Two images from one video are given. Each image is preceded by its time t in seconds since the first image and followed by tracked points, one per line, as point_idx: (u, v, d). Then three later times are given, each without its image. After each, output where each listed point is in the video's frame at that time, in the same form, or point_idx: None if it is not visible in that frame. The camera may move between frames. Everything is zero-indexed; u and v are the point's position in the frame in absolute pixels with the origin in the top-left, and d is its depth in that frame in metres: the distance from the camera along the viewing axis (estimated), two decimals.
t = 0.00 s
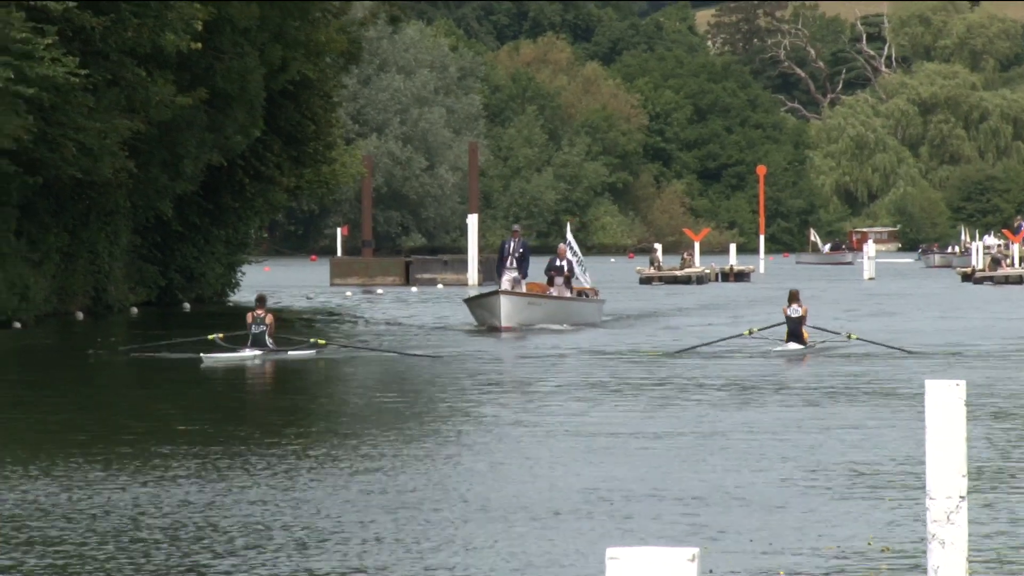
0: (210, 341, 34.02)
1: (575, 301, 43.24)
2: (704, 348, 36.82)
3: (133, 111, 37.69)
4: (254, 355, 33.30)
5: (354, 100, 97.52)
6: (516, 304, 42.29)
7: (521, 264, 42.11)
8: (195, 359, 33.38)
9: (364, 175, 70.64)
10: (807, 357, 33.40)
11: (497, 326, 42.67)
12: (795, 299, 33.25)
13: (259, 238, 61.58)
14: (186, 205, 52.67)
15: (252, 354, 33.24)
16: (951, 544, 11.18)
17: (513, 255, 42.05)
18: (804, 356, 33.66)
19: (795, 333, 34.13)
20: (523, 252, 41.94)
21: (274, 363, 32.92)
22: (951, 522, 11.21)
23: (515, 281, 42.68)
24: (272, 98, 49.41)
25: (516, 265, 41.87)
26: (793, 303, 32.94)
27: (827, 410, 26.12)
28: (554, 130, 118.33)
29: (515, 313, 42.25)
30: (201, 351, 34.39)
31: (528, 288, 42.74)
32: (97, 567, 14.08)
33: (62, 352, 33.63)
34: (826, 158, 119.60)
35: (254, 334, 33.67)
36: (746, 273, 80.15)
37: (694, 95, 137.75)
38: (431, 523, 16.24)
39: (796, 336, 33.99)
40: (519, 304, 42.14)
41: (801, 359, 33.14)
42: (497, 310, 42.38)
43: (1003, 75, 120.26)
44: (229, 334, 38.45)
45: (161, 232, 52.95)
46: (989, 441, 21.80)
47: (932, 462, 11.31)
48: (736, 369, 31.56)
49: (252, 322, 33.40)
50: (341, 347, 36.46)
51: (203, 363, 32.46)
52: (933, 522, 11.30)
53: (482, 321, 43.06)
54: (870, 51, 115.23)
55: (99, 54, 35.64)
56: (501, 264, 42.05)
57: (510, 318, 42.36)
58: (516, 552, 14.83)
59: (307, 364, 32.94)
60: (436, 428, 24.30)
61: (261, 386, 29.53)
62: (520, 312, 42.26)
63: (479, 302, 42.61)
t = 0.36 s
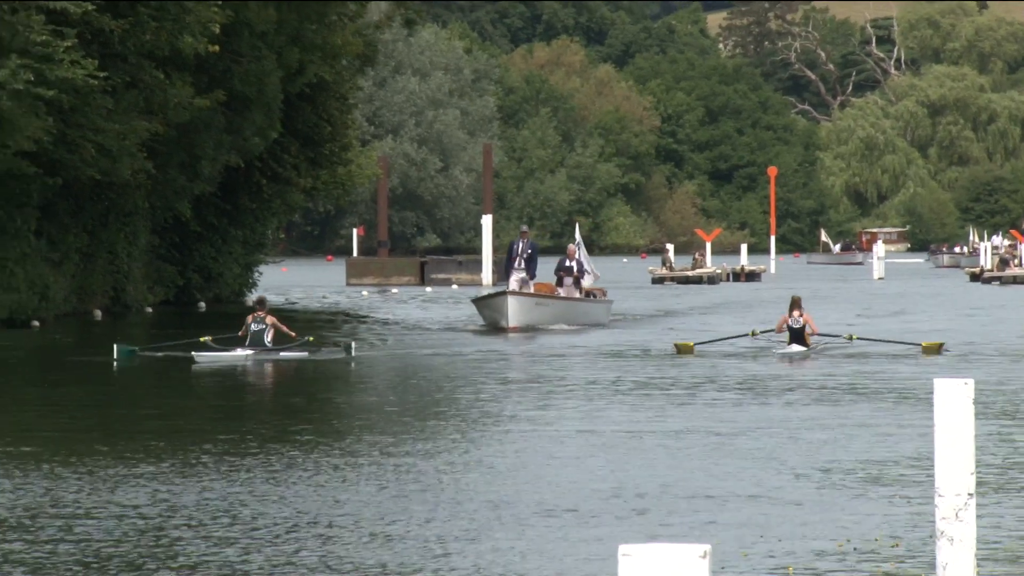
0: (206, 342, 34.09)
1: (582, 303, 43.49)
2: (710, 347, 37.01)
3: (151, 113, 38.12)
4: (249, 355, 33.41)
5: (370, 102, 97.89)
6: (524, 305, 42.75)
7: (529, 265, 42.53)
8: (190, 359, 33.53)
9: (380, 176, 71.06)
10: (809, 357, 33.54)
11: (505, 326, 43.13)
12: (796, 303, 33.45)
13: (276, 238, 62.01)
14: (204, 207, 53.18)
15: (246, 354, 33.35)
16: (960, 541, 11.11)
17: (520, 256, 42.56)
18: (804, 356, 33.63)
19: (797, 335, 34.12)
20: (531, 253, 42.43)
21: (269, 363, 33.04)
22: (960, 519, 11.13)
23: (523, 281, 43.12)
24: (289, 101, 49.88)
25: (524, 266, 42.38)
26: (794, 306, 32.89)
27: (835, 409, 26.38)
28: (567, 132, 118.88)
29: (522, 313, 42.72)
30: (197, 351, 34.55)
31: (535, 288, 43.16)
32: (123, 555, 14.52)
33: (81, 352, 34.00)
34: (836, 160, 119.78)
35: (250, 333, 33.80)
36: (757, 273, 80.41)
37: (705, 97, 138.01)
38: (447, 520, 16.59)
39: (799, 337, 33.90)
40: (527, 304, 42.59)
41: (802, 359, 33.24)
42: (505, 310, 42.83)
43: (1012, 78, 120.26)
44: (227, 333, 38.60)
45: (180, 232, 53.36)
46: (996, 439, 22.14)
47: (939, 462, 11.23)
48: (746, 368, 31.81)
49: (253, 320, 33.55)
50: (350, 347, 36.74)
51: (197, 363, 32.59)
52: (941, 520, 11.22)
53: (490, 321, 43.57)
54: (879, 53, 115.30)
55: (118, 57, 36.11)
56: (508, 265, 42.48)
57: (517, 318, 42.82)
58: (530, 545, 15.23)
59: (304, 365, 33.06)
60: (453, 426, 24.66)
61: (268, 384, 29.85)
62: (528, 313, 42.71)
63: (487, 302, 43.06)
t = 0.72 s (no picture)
0: (204, 342, 34.32)
1: (586, 304, 43.45)
2: (715, 346, 37.24)
3: (168, 115, 38.57)
4: (245, 356, 33.71)
5: (384, 103, 98.25)
6: (531, 305, 42.95)
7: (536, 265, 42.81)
8: (187, 360, 33.86)
9: (394, 177, 71.47)
10: (812, 356, 33.72)
11: (512, 327, 43.26)
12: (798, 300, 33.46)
13: (292, 237, 62.40)
14: (220, 208, 53.68)
15: (243, 355, 33.64)
16: (967, 537, 11.19)
17: (527, 256, 43.18)
18: (807, 357, 33.79)
19: (800, 334, 34.26)
20: (537, 254, 43.02)
21: (265, 363, 33.33)
22: (966, 516, 11.22)
23: (530, 282, 43.36)
24: (304, 103, 50.28)
25: (529, 266, 42.90)
26: (795, 306, 33.04)
27: (842, 408, 26.63)
28: (579, 134, 119.33)
29: (529, 314, 42.90)
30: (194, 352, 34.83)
31: (543, 288, 43.44)
32: (149, 544, 14.98)
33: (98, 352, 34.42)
34: (845, 161, 120.03)
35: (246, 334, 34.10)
36: (767, 273, 80.67)
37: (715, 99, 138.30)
38: (463, 515, 16.98)
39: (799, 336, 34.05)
40: (533, 305, 42.80)
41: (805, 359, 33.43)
42: (512, 310, 43.02)
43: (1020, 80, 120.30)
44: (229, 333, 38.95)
45: (196, 233, 53.82)
46: (1002, 437, 22.45)
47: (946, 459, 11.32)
48: (753, 368, 32.05)
49: (249, 321, 33.79)
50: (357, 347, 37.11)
51: (193, 364, 32.88)
52: (948, 516, 11.29)
53: (497, 321, 43.79)
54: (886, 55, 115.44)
55: (136, 60, 36.57)
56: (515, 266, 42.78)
57: (524, 319, 42.98)
58: (547, 536, 15.65)
59: (301, 365, 33.34)
60: (466, 424, 25.08)
61: (272, 383, 30.19)
62: (534, 313, 42.93)
63: (494, 303, 43.21)
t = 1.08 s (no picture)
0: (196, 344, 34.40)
1: (590, 304, 43.77)
2: (720, 347, 37.36)
3: (181, 117, 38.89)
4: (241, 356, 33.72)
5: (396, 106, 98.55)
6: (534, 306, 42.99)
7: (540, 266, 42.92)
8: (184, 360, 33.88)
9: (406, 178, 71.77)
10: (814, 356, 33.81)
11: (515, 329, 43.22)
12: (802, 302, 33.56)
13: (304, 239, 62.68)
14: (233, 209, 54.03)
15: (239, 355, 33.65)
16: (974, 536, 10.80)
17: (531, 258, 43.37)
18: (809, 357, 33.88)
19: (800, 336, 34.30)
20: (540, 255, 43.25)
21: (261, 363, 33.35)
22: (974, 514, 10.82)
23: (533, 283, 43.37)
24: (316, 105, 50.55)
25: (534, 267, 43.17)
26: (798, 307, 33.11)
27: (848, 408, 26.81)
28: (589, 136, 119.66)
29: (532, 314, 42.91)
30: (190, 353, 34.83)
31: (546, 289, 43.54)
32: (164, 542, 15.22)
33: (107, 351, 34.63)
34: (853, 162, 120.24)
35: (240, 335, 34.09)
36: (775, 273, 80.86)
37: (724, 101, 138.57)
38: (478, 513, 17.23)
39: (801, 337, 34.12)
40: (537, 306, 42.83)
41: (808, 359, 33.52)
42: (515, 311, 43.02)
43: None
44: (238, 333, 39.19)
45: (209, 234, 54.15)
46: (1012, 437, 22.63)
47: (953, 458, 10.94)
48: (758, 368, 32.22)
49: (238, 325, 33.87)
50: (359, 347, 37.26)
51: (190, 364, 32.90)
52: (954, 515, 10.91)
53: (500, 322, 43.81)
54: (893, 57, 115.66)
55: (149, 62, 36.91)
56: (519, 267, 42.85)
57: (527, 320, 42.98)
58: (559, 535, 15.85)
59: (295, 364, 33.46)
60: (476, 423, 25.31)
61: (261, 384, 30.31)
62: (538, 314, 42.95)
63: (497, 305, 43.23)
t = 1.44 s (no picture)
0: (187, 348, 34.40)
1: (594, 304, 44.12)
2: (721, 347, 37.69)
3: (195, 119, 39.36)
4: (233, 359, 33.75)
5: (407, 108, 98.97)
6: (537, 307, 43.15)
7: (544, 267, 43.22)
8: (176, 363, 33.95)
9: (416, 180, 72.18)
10: (813, 357, 34.12)
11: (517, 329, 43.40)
12: (802, 304, 33.78)
13: (316, 240, 63.10)
14: (246, 210, 54.50)
15: (231, 359, 33.69)
16: (977, 533, 10.70)
17: (534, 260, 43.11)
18: (809, 358, 34.19)
19: (801, 335, 34.56)
20: (544, 258, 43.02)
21: (254, 366, 33.41)
22: (978, 512, 10.70)
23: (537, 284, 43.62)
24: (328, 107, 50.99)
25: (537, 270, 43.04)
26: (798, 307, 33.37)
27: (849, 407, 27.20)
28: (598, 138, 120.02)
29: (535, 316, 43.09)
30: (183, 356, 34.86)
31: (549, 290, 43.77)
32: (176, 539, 15.67)
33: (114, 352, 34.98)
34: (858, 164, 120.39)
35: (231, 339, 34.06)
36: (783, 273, 81.16)
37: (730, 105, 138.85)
38: (487, 511, 17.67)
39: (800, 337, 34.41)
40: (539, 306, 43.00)
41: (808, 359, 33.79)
42: (518, 312, 43.16)
43: None
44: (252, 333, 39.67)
45: (223, 235, 54.60)
46: (1012, 436, 22.97)
47: (955, 460, 10.76)
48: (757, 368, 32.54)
49: (228, 330, 33.85)
50: (360, 347, 37.62)
51: (184, 367, 32.92)
52: (957, 512, 10.78)
53: (502, 322, 43.87)
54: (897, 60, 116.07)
55: (164, 65, 37.38)
56: (522, 268, 43.08)
57: (529, 321, 43.16)
58: (562, 532, 16.28)
59: (287, 365, 33.72)
60: (480, 423, 25.71)
61: (253, 384, 30.66)
62: (541, 314, 43.14)
63: (500, 305, 43.29)
